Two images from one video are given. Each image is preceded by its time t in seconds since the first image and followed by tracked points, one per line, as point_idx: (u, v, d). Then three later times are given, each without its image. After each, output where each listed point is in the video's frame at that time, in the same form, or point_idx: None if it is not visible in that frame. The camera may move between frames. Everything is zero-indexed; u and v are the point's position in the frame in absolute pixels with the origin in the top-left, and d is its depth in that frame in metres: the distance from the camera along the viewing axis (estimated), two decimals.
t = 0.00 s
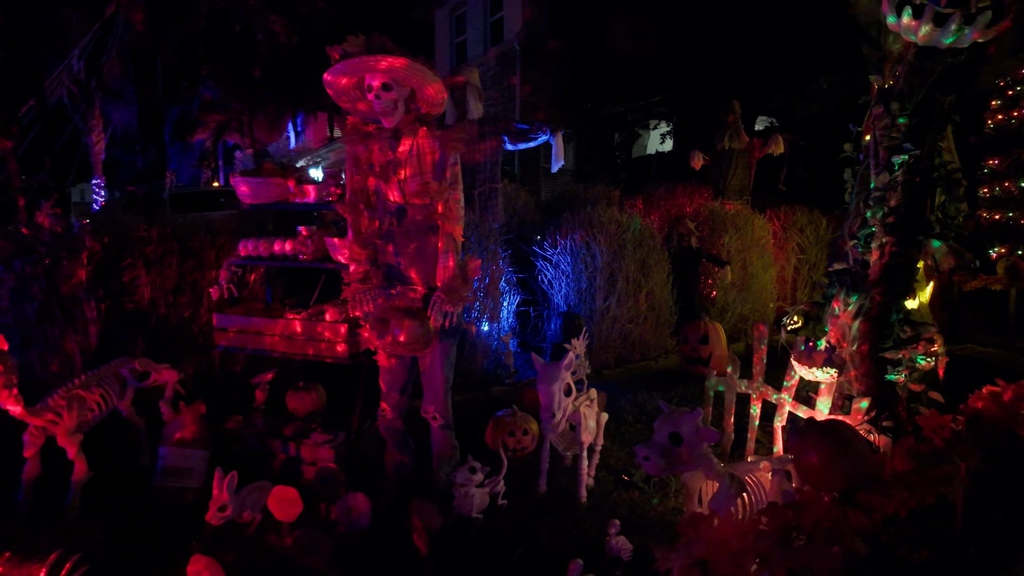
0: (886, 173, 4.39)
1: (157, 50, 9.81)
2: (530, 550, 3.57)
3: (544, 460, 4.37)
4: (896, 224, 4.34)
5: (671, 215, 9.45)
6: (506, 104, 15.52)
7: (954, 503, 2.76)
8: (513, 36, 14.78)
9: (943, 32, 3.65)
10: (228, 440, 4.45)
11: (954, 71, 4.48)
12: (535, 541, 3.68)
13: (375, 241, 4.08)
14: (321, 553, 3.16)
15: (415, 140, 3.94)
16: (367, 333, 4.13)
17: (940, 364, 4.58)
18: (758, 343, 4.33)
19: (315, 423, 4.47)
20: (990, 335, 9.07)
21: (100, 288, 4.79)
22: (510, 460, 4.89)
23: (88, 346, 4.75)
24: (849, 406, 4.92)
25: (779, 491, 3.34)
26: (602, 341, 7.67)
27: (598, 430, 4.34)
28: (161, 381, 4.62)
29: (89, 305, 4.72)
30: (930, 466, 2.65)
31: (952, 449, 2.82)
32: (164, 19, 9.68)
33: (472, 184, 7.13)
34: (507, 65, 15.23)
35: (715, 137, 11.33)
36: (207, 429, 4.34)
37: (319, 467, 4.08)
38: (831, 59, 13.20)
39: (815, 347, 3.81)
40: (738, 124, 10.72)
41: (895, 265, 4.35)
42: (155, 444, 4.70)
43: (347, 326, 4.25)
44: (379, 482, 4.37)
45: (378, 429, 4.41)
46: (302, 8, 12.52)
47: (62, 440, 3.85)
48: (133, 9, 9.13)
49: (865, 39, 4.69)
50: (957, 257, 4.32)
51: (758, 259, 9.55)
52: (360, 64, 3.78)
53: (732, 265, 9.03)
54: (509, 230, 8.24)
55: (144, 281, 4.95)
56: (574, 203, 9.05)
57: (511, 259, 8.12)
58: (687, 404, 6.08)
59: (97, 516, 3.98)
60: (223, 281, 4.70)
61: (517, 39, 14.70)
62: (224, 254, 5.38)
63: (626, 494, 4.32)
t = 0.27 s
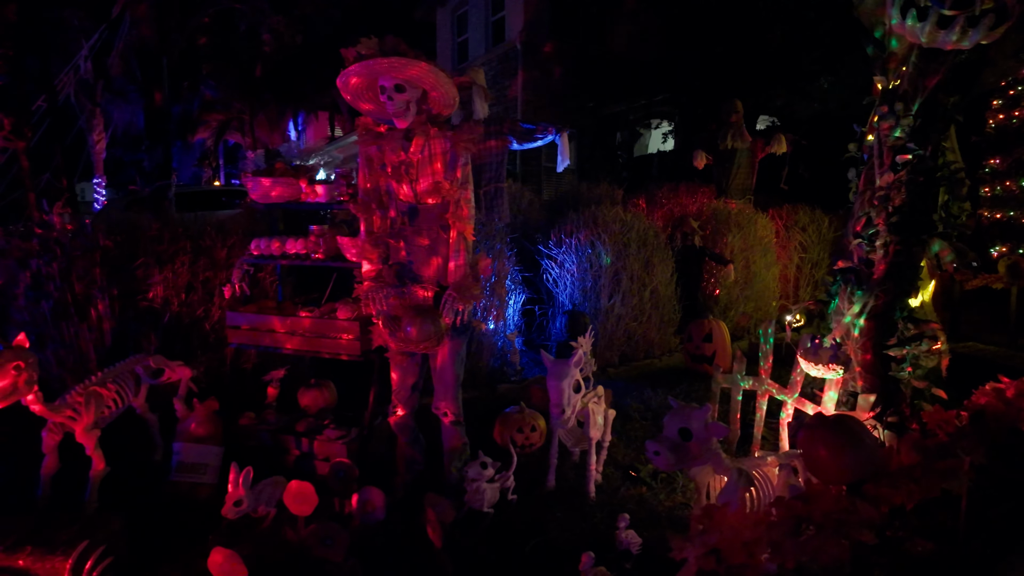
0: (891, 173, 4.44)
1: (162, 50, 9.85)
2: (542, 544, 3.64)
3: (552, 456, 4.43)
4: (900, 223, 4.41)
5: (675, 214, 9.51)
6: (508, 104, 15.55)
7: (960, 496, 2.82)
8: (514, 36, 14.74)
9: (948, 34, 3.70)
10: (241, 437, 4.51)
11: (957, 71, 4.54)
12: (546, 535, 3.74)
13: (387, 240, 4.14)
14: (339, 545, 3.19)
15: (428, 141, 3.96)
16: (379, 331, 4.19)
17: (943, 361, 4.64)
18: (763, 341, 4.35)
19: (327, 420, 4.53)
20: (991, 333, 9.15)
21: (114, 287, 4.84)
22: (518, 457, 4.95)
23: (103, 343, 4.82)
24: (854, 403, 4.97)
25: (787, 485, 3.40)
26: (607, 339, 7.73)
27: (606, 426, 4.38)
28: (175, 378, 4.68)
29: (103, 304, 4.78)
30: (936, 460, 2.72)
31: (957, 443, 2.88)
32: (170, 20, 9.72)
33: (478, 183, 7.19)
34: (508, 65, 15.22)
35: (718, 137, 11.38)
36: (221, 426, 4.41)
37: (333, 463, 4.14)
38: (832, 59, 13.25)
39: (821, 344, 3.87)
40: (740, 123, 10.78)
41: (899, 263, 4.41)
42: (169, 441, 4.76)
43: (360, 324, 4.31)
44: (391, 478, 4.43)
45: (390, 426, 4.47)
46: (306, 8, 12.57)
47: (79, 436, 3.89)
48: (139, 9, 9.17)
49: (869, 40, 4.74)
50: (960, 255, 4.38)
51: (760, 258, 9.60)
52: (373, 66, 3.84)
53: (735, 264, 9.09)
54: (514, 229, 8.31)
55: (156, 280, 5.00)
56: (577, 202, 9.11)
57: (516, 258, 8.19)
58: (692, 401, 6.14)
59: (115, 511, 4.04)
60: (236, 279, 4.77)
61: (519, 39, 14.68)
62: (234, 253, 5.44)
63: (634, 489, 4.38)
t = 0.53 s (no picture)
0: (898, 172, 4.47)
1: (167, 50, 9.86)
2: (553, 540, 3.66)
3: (561, 453, 4.46)
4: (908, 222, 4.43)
5: (678, 213, 9.54)
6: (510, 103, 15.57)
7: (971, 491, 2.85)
8: (517, 35, 14.75)
9: (956, 34, 3.73)
10: (252, 434, 4.54)
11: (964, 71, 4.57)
12: (557, 531, 3.77)
13: (397, 239, 4.17)
14: (353, 542, 3.23)
15: (438, 140, 3.98)
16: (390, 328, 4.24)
17: (950, 360, 4.64)
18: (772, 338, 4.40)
19: (338, 418, 4.56)
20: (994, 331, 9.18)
21: (125, 285, 4.86)
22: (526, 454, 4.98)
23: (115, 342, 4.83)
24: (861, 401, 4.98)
25: (797, 482, 3.42)
26: (612, 338, 7.76)
27: (615, 424, 4.40)
28: (186, 376, 4.71)
29: (114, 302, 4.80)
30: (947, 456, 2.75)
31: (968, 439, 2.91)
32: (175, 19, 9.74)
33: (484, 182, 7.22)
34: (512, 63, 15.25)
35: (722, 136, 11.40)
36: (232, 423, 4.44)
37: (344, 460, 4.17)
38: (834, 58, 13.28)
39: (830, 342, 3.90)
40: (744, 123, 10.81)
41: (907, 261, 4.44)
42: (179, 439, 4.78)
43: (371, 322, 4.34)
44: (401, 475, 4.46)
45: (400, 423, 4.50)
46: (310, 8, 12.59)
47: (93, 434, 3.90)
48: (145, 8, 9.18)
49: (877, 40, 4.76)
50: (968, 253, 4.38)
51: (764, 256, 9.63)
52: (386, 66, 3.87)
53: (739, 263, 9.11)
54: (519, 228, 8.34)
55: (167, 278, 5.02)
56: (582, 201, 9.13)
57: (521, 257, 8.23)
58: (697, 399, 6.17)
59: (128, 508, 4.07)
60: (247, 278, 4.80)
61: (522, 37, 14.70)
62: (243, 252, 5.47)
63: (642, 486, 4.41)
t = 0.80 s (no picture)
0: (910, 172, 4.47)
1: (171, 49, 9.84)
2: (567, 540, 3.66)
3: (573, 453, 4.46)
4: (920, 222, 4.42)
5: (684, 212, 9.52)
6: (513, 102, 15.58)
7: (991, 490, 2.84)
8: (519, 34, 14.71)
9: (972, 34, 3.71)
10: (263, 434, 4.54)
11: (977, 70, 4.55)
12: (571, 531, 3.77)
13: (410, 239, 4.19)
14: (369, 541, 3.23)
15: (451, 140, 3.97)
16: (403, 328, 4.25)
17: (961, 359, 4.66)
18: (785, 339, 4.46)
19: (349, 418, 4.56)
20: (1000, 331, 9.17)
21: (135, 285, 4.85)
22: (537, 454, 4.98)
23: (126, 342, 4.82)
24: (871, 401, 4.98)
25: (812, 483, 3.42)
26: (619, 337, 7.75)
27: (627, 424, 4.39)
28: (196, 376, 4.70)
29: (125, 302, 4.80)
30: (968, 456, 2.72)
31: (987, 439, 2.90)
32: (179, 18, 9.73)
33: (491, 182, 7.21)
34: (514, 62, 15.24)
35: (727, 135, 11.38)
36: (243, 423, 4.44)
37: (356, 460, 4.17)
38: (837, 57, 13.26)
39: (844, 342, 3.90)
40: (749, 122, 10.80)
41: (919, 261, 4.43)
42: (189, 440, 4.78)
43: (383, 322, 4.35)
44: (413, 475, 4.46)
45: (411, 423, 4.51)
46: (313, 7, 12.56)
47: (106, 434, 3.88)
48: (149, 7, 9.15)
49: (889, 39, 4.74)
50: (981, 253, 4.36)
51: (770, 256, 9.63)
52: (400, 65, 3.86)
53: (745, 262, 9.10)
54: (525, 228, 8.34)
55: (177, 278, 5.00)
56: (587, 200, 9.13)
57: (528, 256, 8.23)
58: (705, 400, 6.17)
59: (140, 508, 4.05)
60: (257, 278, 4.80)
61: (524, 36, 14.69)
62: (253, 252, 5.45)
63: (654, 486, 4.40)
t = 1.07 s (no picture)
0: (928, 173, 4.40)
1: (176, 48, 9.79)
2: (586, 544, 3.63)
3: (589, 456, 4.43)
4: (940, 223, 4.36)
5: (691, 213, 9.52)
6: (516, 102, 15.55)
7: None
8: (522, 34, 14.68)
9: (995, 33, 3.70)
10: (277, 436, 4.50)
11: (995, 70, 4.52)
12: (590, 535, 3.73)
13: (425, 240, 4.15)
14: (390, 546, 3.19)
15: (468, 140, 3.93)
16: (418, 329, 4.22)
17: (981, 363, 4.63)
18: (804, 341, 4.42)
19: (363, 420, 4.53)
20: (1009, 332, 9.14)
21: (147, 286, 4.81)
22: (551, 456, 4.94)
23: (137, 343, 4.78)
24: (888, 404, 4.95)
25: (835, 487, 3.39)
26: (628, 338, 7.72)
27: (643, 427, 4.35)
28: (208, 378, 4.66)
29: (136, 303, 4.76)
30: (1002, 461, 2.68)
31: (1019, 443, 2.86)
32: (184, 17, 9.68)
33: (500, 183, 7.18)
34: (517, 62, 15.21)
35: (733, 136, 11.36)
36: (256, 426, 4.41)
37: (371, 463, 4.14)
38: (842, 57, 13.24)
39: (864, 345, 3.87)
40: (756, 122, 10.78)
41: (937, 263, 4.40)
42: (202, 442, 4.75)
43: (398, 324, 4.32)
44: (428, 477, 4.42)
45: (426, 425, 4.48)
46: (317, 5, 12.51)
47: (120, 438, 3.85)
48: (154, 6, 9.11)
49: (905, 39, 4.71)
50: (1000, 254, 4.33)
51: (778, 256, 9.61)
52: (420, 65, 3.85)
53: (753, 263, 9.07)
54: (533, 228, 8.31)
55: (189, 279, 4.97)
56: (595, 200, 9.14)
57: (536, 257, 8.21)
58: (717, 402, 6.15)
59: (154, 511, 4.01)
60: (270, 279, 4.77)
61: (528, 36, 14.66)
62: (264, 252, 5.42)
63: (671, 489, 4.37)
